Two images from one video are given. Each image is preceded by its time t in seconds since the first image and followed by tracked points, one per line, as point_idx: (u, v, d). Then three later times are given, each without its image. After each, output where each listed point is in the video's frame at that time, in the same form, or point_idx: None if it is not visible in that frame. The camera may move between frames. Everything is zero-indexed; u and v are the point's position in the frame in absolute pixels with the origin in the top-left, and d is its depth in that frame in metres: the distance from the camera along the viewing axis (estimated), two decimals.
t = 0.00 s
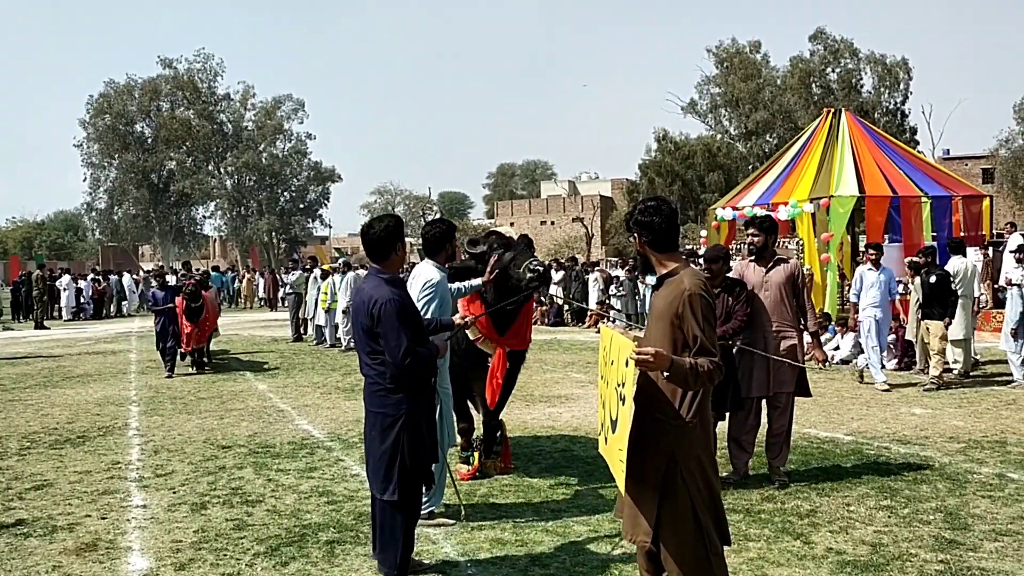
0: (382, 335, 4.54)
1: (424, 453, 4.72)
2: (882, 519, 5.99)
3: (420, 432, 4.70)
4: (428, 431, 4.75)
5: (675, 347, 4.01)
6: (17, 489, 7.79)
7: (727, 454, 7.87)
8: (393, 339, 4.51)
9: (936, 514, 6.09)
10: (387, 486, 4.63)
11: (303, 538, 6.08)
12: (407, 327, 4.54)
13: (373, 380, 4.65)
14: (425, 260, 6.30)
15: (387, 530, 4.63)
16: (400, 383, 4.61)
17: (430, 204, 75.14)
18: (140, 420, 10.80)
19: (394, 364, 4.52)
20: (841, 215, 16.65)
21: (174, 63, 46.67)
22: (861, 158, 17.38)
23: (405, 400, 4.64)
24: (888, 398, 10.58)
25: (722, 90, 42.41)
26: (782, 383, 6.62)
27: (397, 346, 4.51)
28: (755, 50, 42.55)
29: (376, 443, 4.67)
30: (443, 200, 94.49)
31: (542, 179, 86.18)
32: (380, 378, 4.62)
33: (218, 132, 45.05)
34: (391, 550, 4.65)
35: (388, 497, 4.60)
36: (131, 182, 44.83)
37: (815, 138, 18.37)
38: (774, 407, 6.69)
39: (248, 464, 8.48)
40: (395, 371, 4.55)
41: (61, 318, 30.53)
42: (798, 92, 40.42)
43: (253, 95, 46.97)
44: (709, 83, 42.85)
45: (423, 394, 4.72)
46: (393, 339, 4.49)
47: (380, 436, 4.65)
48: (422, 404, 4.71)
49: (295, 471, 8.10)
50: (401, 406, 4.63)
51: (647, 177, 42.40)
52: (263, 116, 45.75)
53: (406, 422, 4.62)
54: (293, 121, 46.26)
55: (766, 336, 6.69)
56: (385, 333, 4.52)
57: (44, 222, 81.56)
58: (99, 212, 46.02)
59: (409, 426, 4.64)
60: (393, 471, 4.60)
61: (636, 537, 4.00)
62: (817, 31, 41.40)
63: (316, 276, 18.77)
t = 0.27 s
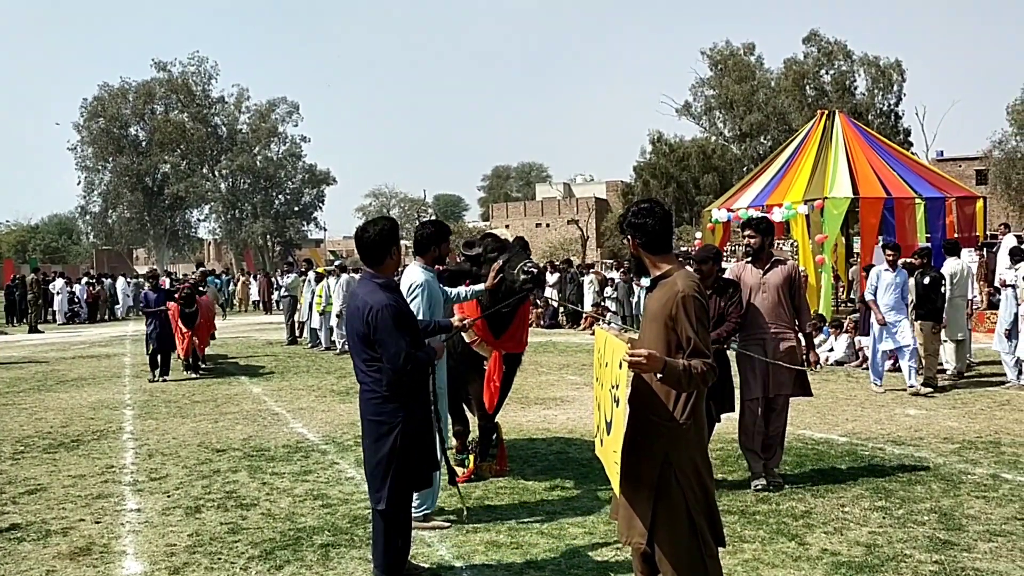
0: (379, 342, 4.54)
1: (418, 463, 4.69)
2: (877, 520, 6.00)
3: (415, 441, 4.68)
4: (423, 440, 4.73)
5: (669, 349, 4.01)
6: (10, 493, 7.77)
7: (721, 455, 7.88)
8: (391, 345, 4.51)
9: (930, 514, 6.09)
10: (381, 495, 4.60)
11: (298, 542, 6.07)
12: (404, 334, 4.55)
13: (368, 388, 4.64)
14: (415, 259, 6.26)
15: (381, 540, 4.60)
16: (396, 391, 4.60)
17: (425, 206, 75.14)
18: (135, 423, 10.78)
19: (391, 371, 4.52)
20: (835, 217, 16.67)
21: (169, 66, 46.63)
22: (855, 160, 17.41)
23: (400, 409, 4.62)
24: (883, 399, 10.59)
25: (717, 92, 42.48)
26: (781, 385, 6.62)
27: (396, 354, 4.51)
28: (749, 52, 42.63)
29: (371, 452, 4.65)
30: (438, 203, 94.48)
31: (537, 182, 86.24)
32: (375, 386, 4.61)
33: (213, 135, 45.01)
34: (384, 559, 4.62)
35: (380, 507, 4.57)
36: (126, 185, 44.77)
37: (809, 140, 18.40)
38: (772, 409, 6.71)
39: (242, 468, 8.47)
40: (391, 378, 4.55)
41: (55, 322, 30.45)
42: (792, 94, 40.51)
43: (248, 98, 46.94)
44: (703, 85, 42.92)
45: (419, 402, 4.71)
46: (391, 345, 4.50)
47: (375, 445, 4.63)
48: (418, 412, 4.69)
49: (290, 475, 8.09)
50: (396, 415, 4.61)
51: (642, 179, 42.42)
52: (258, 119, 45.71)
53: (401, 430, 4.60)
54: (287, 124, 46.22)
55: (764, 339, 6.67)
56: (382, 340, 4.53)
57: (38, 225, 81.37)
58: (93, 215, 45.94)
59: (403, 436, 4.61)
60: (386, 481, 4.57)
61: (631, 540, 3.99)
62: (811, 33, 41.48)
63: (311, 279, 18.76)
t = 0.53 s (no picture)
0: (375, 353, 4.49)
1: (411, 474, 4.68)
2: (870, 524, 6.00)
3: (408, 452, 4.66)
4: (416, 452, 4.71)
5: (662, 355, 4.01)
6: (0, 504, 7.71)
7: (713, 461, 7.89)
8: (387, 358, 4.47)
9: (923, 518, 6.10)
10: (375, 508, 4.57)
11: (290, 551, 6.05)
12: (400, 344, 4.52)
13: (361, 400, 4.60)
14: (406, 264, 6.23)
15: (375, 552, 4.58)
16: (389, 404, 4.58)
17: (417, 213, 75.12)
18: (126, 433, 10.73)
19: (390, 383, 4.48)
20: (826, 222, 16.73)
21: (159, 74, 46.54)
22: (845, 166, 17.46)
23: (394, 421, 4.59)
24: (874, 404, 10.62)
25: (707, 98, 42.60)
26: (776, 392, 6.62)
27: (394, 366, 4.47)
28: (739, 58, 42.76)
29: (363, 464, 4.61)
30: (429, 210, 94.40)
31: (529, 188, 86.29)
32: (370, 397, 4.57)
33: (204, 143, 44.91)
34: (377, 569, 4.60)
35: (374, 520, 4.54)
36: (116, 194, 44.67)
37: (799, 146, 18.47)
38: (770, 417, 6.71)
39: (235, 477, 8.43)
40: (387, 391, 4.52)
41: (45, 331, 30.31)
42: (782, 100, 40.67)
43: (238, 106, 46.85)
44: (693, 91, 43.03)
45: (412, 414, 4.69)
46: (389, 358, 4.45)
47: (367, 458, 4.59)
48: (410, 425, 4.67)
49: (282, 483, 8.06)
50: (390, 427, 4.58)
51: (633, 186, 42.45)
52: (249, 127, 45.63)
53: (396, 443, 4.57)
54: (278, 132, 46.15)
55: (756, 345, 6.69)
56: (378, 353, 4.48)
57: (28, 234, 81.02)
58: (83, 224, 45.79)
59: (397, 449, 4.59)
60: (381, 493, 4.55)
61: (626, 546, 3.98)
62: (800, 39, 41.63)
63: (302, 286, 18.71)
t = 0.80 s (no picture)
0: (376, 357, 4.50)
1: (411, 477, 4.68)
2: (870, 527, 6.01)
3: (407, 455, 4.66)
4: (414, 455, 4.70)
5: (663, 358, 4.01)
6: None
7: (712, 463, 7.89)
8: (388, 361, 4.48)
9: (922, 521, 6.11)
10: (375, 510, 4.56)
11: (290, 555, 6.04)
12: (400, 346, 4.52)
13: (360, 403, 4.59)
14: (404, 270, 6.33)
15: (375, 555, 4.56)
16: (389, 406, 4.58)
17: (416, 216, 75.14)
18: (125, 437, 10.73)
19: (391, 386, 4.49)
20: (824, 224, 16.74)
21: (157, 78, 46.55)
22: (843, 168, 17.48)
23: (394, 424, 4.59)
24: (873, 406, 10.63)
25: (705, 101, 42.65)
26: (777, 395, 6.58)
27: (395, 367, 4.47)
28: (737, 61, 42.80)
29: (361, 467, 4.59)
30: (428, 213, 94.43)
31: (527, 191, 86.35)
32: (369, 399, 4.56)
33: (202, 147, 44.92)
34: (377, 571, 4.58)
35: (374, 523, 4.54)
36: (114, 198, 44.66)
37: (797, 149, 18.49)
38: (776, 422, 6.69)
39: (234, 481, 8.43)
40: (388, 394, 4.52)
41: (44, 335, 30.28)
42: (780, 103, 40.74)
43: (236, 110, 46.85)
44: (691, 94, 43.07)
45: (411, 416, 4.69)
46: (391, 361, 4.46)
47: (366, 461, 4.56)
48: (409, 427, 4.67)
49: (282, 487, 8.06)
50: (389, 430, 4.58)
51: (631, 188, 42.46)
52: (247, 131, 45.60)
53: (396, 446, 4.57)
54: (276, 136, 46.14)
55: (759, 348, 6.66)
56: (378, 357, 4.49)
57: (27, 238, 80.99)
58: (82, 228, 45.77)
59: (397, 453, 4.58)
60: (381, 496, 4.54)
61: (627, 550, 3.98)
62: (797, 42, 41.67)
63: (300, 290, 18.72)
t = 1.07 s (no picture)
0: (370, 366, 4.49)
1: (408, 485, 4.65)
2: (871, 538, 6.00)
3: (403, 463, 4.64)
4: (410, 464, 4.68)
5: (666, 370, 4.02)
6: None
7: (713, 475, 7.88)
8: (382, 369, 4.47)
9: (924, 532, 6.10)
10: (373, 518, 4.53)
11: (290, 568, 6.03)
12: (394, 354, 4.52)
13: (357, 411, 4.58)
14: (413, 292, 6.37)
15: (374, 563, 4.51)
16: (384, 414, 4.57)
17: (415, 227, 75.20)
18: (125, 450, 10.71)
19: (384, 394, 4.47)
20: (823, 235, 16.72)
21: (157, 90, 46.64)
22: (842, 178, 17.51)
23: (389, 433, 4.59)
24: (874, 417, 10.63)
25: (703, 112, 42.78)
26: (787, 408, 6.58)
27: (389, 375, 4.47)
28: (735, 72, 42.92)
29: (358, 475, 4.57)
30: (427, 224, 94.52)
31: (526, 202, 86.48)
32: (365, 408, 4.56)
33: (201, 159, 44.96)
34: None
35: (371, 530, 4.50)
36: (113, 210, 44.68)
37: (796, 159, 18.53)
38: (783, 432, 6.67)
39: (234, 494, 8.41)
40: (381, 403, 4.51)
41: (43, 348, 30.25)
42: (778, 113, 40.88)
43: (236, 122, 46.92)
44: (690, 105, 43.19)
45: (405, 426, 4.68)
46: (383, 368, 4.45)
47: (364, 469, 4.55)
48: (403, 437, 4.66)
49: (281, 500, 8.04)
50: (383, 438, 4.57)
51: (630, 199, 42.52)
52: (246, 142, 45.64)
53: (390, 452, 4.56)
54: (276, 147, 46.21)
55: (768, 359, 6.65)
56: (372, 365, 4.48)
57: (26, 250, 80.98)
58: (81, 240, 45.77)
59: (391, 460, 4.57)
60: (378, 504, 4.52)
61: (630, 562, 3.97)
62: (795, 52, 41.80)
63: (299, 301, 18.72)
